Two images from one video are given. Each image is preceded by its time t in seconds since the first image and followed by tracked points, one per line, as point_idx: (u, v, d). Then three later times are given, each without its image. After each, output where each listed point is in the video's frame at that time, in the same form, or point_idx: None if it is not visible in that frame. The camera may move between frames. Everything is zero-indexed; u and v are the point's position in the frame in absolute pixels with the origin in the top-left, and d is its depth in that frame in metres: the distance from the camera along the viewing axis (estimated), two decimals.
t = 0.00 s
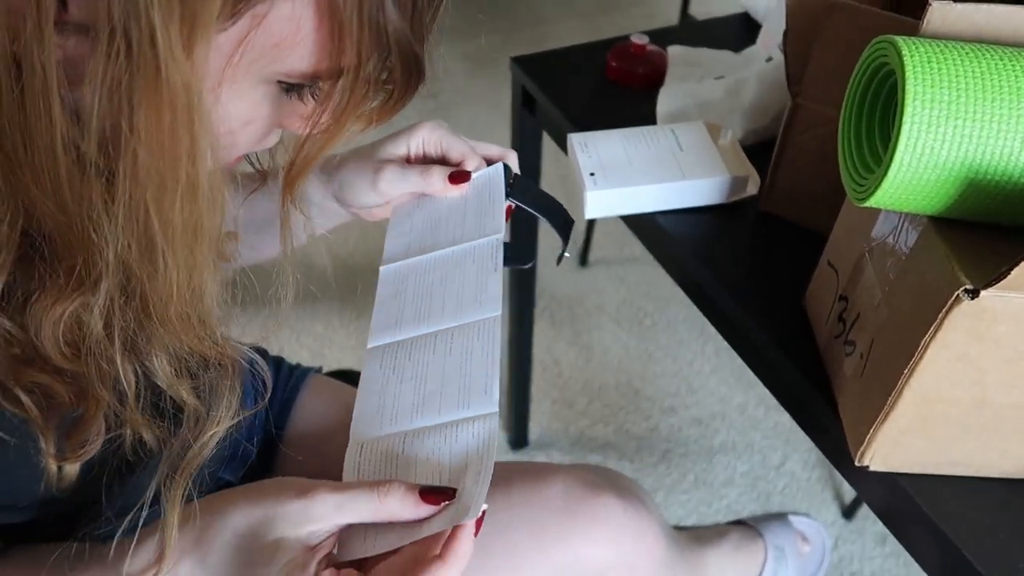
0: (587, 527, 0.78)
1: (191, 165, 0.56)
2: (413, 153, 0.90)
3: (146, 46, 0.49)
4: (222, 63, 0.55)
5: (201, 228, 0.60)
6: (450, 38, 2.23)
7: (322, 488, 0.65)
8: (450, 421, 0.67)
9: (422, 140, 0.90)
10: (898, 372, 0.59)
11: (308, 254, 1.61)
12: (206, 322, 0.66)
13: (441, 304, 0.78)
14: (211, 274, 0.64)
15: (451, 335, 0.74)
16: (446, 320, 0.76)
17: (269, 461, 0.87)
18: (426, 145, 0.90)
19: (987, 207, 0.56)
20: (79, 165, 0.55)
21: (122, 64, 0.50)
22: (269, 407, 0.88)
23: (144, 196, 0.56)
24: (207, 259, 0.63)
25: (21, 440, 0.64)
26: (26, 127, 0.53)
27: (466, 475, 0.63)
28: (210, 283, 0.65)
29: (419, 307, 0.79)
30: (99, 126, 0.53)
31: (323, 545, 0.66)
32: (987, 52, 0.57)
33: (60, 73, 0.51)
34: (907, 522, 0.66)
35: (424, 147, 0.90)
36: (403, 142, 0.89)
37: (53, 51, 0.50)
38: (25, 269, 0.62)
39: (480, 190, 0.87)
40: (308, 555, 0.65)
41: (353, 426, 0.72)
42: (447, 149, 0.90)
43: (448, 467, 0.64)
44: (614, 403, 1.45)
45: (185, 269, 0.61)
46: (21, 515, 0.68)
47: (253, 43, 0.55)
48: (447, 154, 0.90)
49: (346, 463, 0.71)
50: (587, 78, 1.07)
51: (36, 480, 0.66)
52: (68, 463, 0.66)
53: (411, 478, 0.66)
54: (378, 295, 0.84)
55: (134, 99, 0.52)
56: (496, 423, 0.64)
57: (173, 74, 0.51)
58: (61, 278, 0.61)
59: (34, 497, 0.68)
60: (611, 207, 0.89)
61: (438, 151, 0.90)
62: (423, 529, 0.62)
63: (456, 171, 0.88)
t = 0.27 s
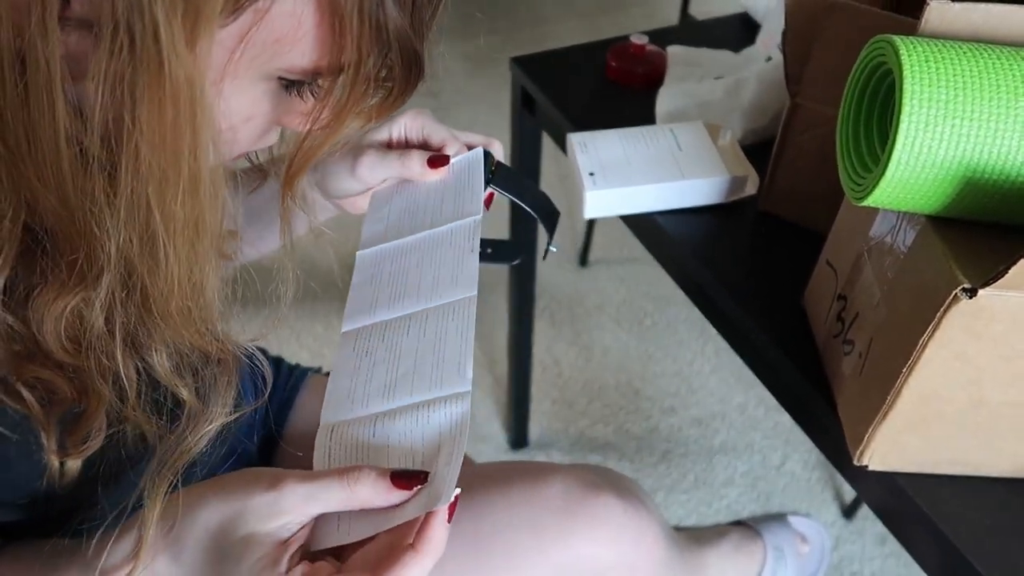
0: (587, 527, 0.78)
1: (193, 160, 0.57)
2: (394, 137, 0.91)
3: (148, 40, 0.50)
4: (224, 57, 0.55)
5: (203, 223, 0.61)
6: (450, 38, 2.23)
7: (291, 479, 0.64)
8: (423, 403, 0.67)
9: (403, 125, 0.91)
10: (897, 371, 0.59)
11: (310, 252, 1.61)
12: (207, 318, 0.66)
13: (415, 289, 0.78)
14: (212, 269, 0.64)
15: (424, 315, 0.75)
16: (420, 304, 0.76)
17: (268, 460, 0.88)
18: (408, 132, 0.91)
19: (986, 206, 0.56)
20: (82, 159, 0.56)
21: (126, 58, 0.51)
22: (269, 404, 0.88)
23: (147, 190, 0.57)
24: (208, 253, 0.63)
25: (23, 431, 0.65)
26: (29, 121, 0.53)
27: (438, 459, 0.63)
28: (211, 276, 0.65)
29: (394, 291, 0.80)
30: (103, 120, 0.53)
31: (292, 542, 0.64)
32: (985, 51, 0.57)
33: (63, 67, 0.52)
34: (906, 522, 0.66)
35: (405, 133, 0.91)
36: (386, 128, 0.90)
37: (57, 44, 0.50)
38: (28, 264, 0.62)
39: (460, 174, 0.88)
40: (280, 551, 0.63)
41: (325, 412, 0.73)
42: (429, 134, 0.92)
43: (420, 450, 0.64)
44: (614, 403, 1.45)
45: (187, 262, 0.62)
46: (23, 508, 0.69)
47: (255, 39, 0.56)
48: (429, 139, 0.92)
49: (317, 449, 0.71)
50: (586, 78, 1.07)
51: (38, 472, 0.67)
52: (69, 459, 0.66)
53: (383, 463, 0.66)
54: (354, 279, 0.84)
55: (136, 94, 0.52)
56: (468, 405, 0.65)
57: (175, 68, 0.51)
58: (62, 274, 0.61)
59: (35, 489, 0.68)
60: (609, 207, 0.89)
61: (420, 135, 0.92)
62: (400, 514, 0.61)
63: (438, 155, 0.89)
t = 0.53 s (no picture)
0: (586, 528, 0.78)
1: (186, 161, 0.57)
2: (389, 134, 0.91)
3: (141, 37, 0.50)
4: (218, 58, 0.55)
5: (197, 222, 0.61)
6: (450, 39, 2.24)
7: (283, 478, 0.64)
8: (419, 399, 0.67)
9: (398, 122, 0.91)
10: (896, 372, 0.59)
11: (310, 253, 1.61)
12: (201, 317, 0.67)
13: (409, 285, 0.78)
14: (206, 267, 0.65)
15: (418, 312, 0.75)
16: (414, 301, 0.77)
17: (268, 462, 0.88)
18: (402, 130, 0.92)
19: (984, 207, 0.56)
20: (75, 159, 0.56)
21: (119, 55, 0.51)
22: (268, 407, 0.88)
23: (140, 190, 0.57)
24: (202, 253, 0.63)
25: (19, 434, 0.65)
26: (22, 120, 0.53)
27: (431, 455, 0.63)
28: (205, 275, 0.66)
29: (388, 288, 0.80)
30: (95, 121, 0.54)
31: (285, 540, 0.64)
32: (982, 52, 0.57)
33: (56, 66, 0.52)
34: (907, 523, 0.66)
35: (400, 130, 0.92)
36: (381, 126, 0.90)
37: (50, 43, 0.50)
38: (22, 264, 0.62)
39: (455, 172, 0.88)
40: (274, 548, 0.64)
41: (319, 410, 0.72)
42: (423, 130, 0.92)
43: (415, 447, 0.64)
44: (614, 405, 1.45)
45: (182, 263, 0.62)
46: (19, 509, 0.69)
47: (249, 39, 0.56)
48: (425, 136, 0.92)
49: (311, 446, 0.70)
50: (586, 79, 1.07)
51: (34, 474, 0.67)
52: (65, 461, 0.67)
53: (377, 459, 0.66)
54: (348, 277, 0.84)
55: (130, 92, 0.52)
56: (461, 400, 0.65)
57: (168, 66, 0.52)
58: (55, 275, 0.61)
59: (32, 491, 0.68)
60: (608, 207, 0.89)
61: (415, 133, 0.92)
62: (393, 512, 0.61)
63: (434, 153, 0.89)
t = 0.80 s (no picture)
0: (587, 528, 0.78)
1: (176, 154, 0.57)
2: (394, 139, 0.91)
3: (128, 29, 0.50)
4: (209, 54, 0.55)
5: (187, 218, 0.61)
6: (449, 40, 2.24)
7: (287, 479, 0.64)
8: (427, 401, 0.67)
9: (402, 126, 0.90)
10: (896, 372, 0.59)
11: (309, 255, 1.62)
12: (192, 313, 0.66)
13: (414, 290, 0.79)
14: (195, 262, 0.64)
15: (423, 316, 0.75)
16: (419, 305, 0.77)
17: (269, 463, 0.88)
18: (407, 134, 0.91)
19: (985, 207, 0.56)
20: (66, 155, 0.56)
21: (106, 47, 0.51)
22: (269, 407, 0.88)
23: (129, 185, 0.57)
24: (193, 249, 0.63)
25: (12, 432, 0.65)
26: (11, 111, 0.53)
27: (435, 456, 0.62)
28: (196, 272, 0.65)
29: (393, 293, 0.80)
30: (84, 115, 0.54)
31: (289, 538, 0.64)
32: (982, 51, 0.57)
33: (43, 60, 0.52)
34: (907, 522, 0.66)
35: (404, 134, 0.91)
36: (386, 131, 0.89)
37: (38, 35, 0.50)
38: (13, 261, 0.62)
39: (460, 176, 0.88)
40: (276, 548, 0.64)
41: (325, 413, 0.73)
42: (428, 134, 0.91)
43: (419, 448, 0.64)
44: (615, 405, 1.44)
45: (172, 258, 0.62)
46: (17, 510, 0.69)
47: (240, 35, 0.55)
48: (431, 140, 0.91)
49: (317, 448, 0.70)
50: (586, 80, 1.07)
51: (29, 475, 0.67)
52: (62, 460, 0.67)
53: (381, 461, 0.65)
54: (354, 282, 0.85)
55: (116, 80, 0.52)
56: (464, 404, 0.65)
57: (157, 60, 0.51)
58: (47, 271, 0.61)
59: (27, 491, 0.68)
60: (609, 207, 0.89)
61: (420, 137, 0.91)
62: (397, 512, 0.61)
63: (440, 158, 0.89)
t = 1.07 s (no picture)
0: (589, 528, 0.78)
1: (121, 136, 0.55)
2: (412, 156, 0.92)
3: None
4: (162, 39, 0.54)
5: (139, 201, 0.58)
6: (449, 40, 2.24)
7: (298, 484, 0.64)
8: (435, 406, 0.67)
9: (420, 142, 0.92)
10: (897, 372, 0.59)
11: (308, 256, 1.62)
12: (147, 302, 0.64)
13: (433, 298, 0.79)
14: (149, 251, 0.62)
15: (440, 324, 0.75)
16: (436, 314, 0.77)
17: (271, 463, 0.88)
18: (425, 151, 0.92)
19: (986, 208, 0.56)
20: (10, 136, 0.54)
21: (45, 19, 0.50)
22: (270, 407, 0.88)
23: (77, 166, 0.55)
24: (147, 236, 0.61)
25: None
26: None
27: (445, 454, 0.61)
28: (152, 260, 0.63)
29: (414, 303, 0.81)
30: (24, 91, 0.53)
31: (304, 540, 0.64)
32: (982, 52, 0.57)
33: None
34: (908, 522, 0.66)
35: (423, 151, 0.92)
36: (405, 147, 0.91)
37: None
38: None
39: (478, 189, 0.88)
40: (286, 553, 0.63)
41: (345, 420, 0.73)
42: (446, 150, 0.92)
43: (428, 449, 0.63)
44: (616, 406, 1.45)
45: (125, 246, 0.60)
46: None
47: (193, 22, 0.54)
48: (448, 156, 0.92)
49: (335, 455, 0.71)
50: (587, 80, 1.07)
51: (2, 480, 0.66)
52: (36, 458, 0.66)
53: (394, 465, 0.65)
54: (378, 295, 0.86)
55: (58, 55, 0.51)
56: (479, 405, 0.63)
57: (97, 36, 0.50)
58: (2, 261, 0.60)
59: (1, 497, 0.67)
60: (613, 209, 0.89)
61: (437, 152, 0.92)
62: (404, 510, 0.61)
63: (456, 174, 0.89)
